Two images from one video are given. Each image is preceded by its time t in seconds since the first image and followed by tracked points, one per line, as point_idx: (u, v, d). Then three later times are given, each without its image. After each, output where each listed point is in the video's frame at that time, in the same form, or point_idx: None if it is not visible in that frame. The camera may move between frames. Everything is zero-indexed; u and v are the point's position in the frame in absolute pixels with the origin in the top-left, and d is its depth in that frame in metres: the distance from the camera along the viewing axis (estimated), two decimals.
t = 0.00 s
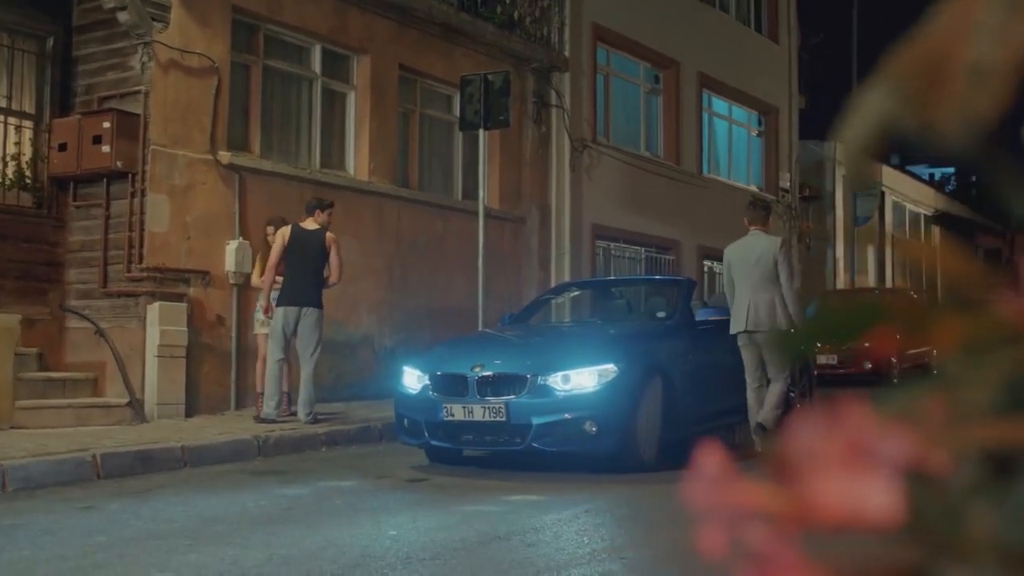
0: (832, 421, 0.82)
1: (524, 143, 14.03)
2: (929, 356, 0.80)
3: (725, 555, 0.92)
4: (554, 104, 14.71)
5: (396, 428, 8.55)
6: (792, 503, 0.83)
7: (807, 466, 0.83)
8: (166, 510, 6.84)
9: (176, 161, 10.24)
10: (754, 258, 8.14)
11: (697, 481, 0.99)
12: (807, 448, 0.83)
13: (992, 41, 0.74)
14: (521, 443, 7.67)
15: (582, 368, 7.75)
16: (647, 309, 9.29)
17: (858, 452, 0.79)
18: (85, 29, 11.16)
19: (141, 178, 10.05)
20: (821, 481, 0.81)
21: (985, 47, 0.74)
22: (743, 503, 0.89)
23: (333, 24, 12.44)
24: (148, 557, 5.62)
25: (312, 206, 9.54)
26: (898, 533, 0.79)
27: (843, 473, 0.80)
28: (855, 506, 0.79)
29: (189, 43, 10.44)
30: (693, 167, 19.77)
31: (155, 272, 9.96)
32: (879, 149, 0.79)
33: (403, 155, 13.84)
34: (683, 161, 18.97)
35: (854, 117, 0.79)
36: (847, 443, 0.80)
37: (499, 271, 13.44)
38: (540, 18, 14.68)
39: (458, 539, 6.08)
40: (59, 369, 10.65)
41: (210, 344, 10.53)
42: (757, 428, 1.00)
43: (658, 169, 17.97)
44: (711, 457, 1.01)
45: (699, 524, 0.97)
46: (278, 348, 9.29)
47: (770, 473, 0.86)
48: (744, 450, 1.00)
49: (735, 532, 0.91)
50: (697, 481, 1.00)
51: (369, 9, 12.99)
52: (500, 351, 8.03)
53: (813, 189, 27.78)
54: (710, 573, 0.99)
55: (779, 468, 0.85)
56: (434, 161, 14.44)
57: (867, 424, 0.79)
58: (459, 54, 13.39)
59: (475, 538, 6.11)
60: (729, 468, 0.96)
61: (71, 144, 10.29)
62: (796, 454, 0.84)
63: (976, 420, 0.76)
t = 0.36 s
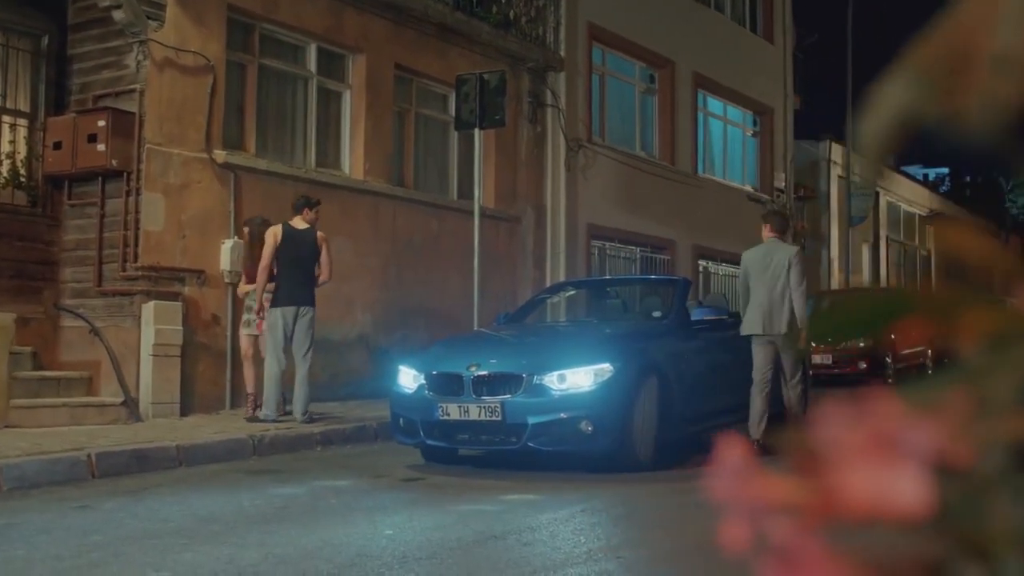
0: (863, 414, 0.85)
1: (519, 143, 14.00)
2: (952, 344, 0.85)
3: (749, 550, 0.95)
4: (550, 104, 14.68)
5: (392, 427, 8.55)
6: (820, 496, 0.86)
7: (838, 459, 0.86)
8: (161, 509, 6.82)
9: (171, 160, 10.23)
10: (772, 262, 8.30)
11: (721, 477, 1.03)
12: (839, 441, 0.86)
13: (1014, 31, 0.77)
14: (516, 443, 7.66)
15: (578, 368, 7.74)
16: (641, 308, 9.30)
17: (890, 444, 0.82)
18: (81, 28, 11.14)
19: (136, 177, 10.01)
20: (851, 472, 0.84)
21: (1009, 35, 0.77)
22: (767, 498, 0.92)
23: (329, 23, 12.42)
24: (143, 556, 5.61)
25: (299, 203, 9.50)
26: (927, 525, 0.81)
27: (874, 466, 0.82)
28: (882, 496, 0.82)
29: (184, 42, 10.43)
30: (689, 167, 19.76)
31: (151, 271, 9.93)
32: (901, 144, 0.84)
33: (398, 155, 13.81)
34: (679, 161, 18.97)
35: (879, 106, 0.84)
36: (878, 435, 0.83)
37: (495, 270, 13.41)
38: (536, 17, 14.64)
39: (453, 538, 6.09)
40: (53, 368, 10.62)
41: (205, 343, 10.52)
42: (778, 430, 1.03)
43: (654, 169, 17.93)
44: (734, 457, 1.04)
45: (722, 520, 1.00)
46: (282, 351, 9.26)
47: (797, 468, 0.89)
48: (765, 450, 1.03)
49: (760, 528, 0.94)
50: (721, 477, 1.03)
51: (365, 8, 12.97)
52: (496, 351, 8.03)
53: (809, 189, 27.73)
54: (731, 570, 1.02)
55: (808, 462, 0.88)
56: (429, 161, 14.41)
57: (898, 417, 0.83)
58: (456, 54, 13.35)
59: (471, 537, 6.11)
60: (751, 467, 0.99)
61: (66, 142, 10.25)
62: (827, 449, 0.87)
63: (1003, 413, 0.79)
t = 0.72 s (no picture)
0: (892, 402, 0.82)
1: (524, 142, 13.99)
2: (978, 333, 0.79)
3: (781, 541, 0.94)
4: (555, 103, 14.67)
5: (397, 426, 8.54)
6: (853, 485, 0.84)
7: (869, 451, 0.83)
8: (167, 508, 6.82)
9: (176, 159, 10.23)
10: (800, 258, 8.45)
11: (749, 462, 1.00)
12: (868, 432, 0.83)
13: None
14: (522, 442, 7.66)
15: (583, 368, 7.73)
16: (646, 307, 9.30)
17: (921, 432, 0.79)
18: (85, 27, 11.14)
19: (142, 176, 10.03)
20: (883, 464, 0.81)
21: None
22: (799, 486, 0.90)
23: (333, 23, 12.43)
24: (148, 555, 5.60)
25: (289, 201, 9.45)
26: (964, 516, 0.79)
27: (906, 458, 0.80)
28: (917, 487, 0.79)
29: (189, 42, 10.44)
30: (693, 167, 19.76)
31: (156, 270, 9.96)
32: (928, 145, 0.80)
33: (403, 155, 13.82)
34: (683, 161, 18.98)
35: (905, 99, 0.79)
36: (907, 423, 0.80)
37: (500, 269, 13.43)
38: (540, 17, 14.61)
39: (459, 537, 6.09)
40: (58, 368, 10.62)
41: (210, 343, 10.52)
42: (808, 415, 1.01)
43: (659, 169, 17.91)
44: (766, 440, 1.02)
45: (752, 507, 0.99)
46: (283, 350, 9.20)
47: (825, 458, 0.87)
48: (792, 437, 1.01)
49: (791, 517, 0.92)
50: (749, 469, 1.00)
51: (369, 8, 12.98)
52: (501, 351, 8.00)
53: (814, 189, 27.70)
54: (768, 558, 1.01)
55: (837, 450, 0.86)
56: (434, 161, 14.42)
57: (927, 402, 0.79)
58: (461, 53, 13.35)
59: (477, 536, 6.10)
60: (782, 450, 0.97)
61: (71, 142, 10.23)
62: (856, 438, 0.83)
63: None
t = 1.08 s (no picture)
0: (927, 393, 0.83)
1: (531, 142, 13.97)
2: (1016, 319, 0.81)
3: (811, 531, 0.97)
4: (562, 103, 14.65)
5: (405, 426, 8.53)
6: (886, 472, 0.86)
7: (902, 436, 0.84)
8: (175, 507, 6.82)
9: (184, 159, 10.23)
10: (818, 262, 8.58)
11: (778, 454, 1.03)
12: (901, 418, 0.84)
13: None
14: (530, 441, 7.66)
15: (591, 368, 7.72)
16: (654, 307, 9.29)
17: (955, 421, 0.80)
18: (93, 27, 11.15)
19: (150, 176, 10.03)
20: (916, 452, 0.83)
21: None
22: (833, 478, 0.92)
23: (341, 23, 12.42)
24: (157, 554, 5.60)
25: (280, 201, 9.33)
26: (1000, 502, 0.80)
27: (938, 446, 0.81)
28: (953, 474, 0.81)
29: (197, 41, 10.44)
30: (701, 167, 19.74)
31: (164, 270, 9.97)
32: (954, 135, 0.84)
33: (410, 156, 13.83)
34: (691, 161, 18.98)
35: (932, 86, 0.83)
36: (942, 413, 0.81)
37: (508, 269, 13.41)
38: (547, 17, 14.55)
39: (468, 536, 6.08)
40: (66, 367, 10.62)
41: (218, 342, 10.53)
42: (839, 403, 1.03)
43: (666, 169, 17.86)
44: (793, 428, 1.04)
45: (785, 495, 1.02)
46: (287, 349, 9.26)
47: (857, 445, 0.89)
48: (823, 424, 1.03)
49: (822, 507, 0.95)
50: (777, 457, 1.03)
51: (376, 8, 12.97)
52: (509, 350, 7.99)
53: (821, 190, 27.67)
54: (797, 544, 1.04)
55: (869, 439, 0.87)
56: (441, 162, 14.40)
57: (961, 392, 0.80)
58: (468, 53, 13.33)
59: (485, 535, 6.09)
60: (812, 442, 1.00)
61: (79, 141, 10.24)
62: (889, 429, 0.85)
63: None
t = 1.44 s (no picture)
0: (953, 370, 0.95)
1: (537, 141, 13.94)
2: None
3: (841, 511, 1.14)
4: (568, 103, 14.61)
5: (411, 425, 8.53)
6: (914, 451, 0.99)
7: (930, 416, 0.96)
8: (182, 507, 6.83)
9: (191, 159, 10.25)
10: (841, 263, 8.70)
11: (817, 442, 1.19)
12: (930, 399, 0.95)
13: None
14: (537, 441, 7.67)
15: (598, 368, 7.72)
16: (660, 308, 9.29)
17: (982, 399, 0.91)
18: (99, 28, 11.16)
19: (157, 176, 10.06)
20: (946, 430, 0.94)
21: None
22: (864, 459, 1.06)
23: (347, 23, 12.42)
24: (164, 553, 5.60)
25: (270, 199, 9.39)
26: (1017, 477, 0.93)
27: (963, 422, 0.93)
28: (978, 449, 0.93)
29: (204, 42, 10.45)
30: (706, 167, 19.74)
31: (171, 270, 9.98)
32: (973, 115, 0.93)
33: (417, 156, 13.84)
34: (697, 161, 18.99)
35: (948, 74, 0.92)
36: (967, 393, 0.92)
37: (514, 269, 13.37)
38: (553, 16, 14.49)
39: (475, 535, 6.08)
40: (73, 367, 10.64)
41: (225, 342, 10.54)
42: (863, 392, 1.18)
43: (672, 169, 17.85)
44: (827, 421, 1.20)
45: (821, 472, 1.18)
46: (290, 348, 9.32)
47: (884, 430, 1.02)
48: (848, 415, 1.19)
49: (852, 486, 1.11)
50: (813, 445, 1.20)
51: (383, 8, 12.97)
52: (515, 350, 7.99)
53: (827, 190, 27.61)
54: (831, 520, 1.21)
55: (895, 425, 1.01)
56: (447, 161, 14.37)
57: (985, 372, 0.91)
58: (474, 54, 13.31)
59: (491, 535, 6.08)
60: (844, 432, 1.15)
61: (87, 142, 10.27)
62: (913, 412, 0.98)
63: None
